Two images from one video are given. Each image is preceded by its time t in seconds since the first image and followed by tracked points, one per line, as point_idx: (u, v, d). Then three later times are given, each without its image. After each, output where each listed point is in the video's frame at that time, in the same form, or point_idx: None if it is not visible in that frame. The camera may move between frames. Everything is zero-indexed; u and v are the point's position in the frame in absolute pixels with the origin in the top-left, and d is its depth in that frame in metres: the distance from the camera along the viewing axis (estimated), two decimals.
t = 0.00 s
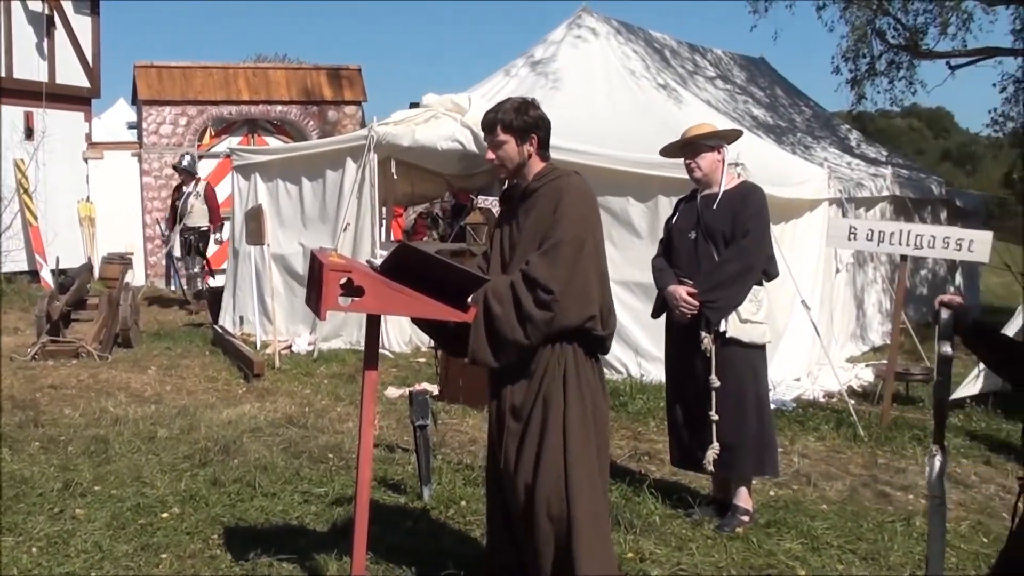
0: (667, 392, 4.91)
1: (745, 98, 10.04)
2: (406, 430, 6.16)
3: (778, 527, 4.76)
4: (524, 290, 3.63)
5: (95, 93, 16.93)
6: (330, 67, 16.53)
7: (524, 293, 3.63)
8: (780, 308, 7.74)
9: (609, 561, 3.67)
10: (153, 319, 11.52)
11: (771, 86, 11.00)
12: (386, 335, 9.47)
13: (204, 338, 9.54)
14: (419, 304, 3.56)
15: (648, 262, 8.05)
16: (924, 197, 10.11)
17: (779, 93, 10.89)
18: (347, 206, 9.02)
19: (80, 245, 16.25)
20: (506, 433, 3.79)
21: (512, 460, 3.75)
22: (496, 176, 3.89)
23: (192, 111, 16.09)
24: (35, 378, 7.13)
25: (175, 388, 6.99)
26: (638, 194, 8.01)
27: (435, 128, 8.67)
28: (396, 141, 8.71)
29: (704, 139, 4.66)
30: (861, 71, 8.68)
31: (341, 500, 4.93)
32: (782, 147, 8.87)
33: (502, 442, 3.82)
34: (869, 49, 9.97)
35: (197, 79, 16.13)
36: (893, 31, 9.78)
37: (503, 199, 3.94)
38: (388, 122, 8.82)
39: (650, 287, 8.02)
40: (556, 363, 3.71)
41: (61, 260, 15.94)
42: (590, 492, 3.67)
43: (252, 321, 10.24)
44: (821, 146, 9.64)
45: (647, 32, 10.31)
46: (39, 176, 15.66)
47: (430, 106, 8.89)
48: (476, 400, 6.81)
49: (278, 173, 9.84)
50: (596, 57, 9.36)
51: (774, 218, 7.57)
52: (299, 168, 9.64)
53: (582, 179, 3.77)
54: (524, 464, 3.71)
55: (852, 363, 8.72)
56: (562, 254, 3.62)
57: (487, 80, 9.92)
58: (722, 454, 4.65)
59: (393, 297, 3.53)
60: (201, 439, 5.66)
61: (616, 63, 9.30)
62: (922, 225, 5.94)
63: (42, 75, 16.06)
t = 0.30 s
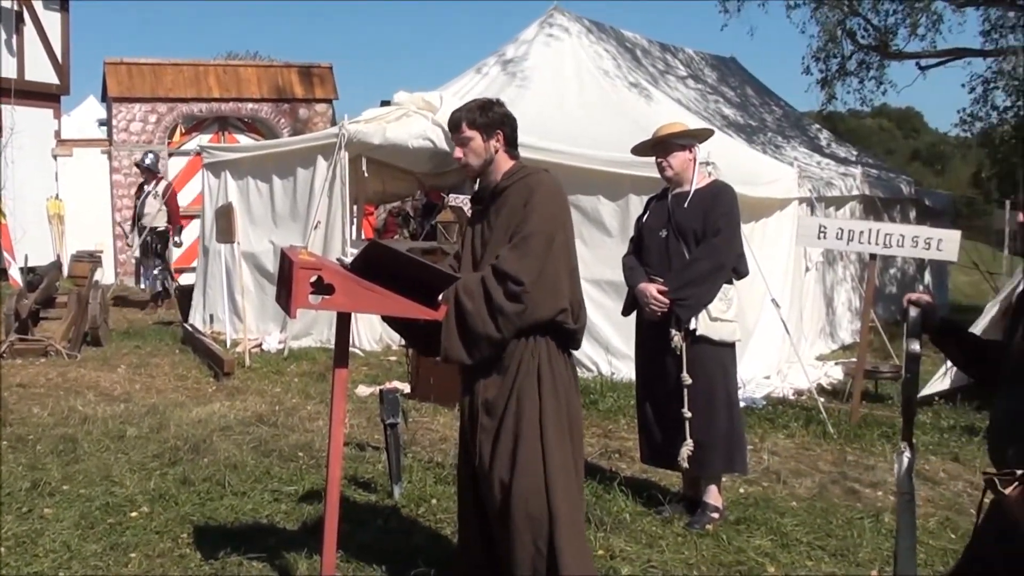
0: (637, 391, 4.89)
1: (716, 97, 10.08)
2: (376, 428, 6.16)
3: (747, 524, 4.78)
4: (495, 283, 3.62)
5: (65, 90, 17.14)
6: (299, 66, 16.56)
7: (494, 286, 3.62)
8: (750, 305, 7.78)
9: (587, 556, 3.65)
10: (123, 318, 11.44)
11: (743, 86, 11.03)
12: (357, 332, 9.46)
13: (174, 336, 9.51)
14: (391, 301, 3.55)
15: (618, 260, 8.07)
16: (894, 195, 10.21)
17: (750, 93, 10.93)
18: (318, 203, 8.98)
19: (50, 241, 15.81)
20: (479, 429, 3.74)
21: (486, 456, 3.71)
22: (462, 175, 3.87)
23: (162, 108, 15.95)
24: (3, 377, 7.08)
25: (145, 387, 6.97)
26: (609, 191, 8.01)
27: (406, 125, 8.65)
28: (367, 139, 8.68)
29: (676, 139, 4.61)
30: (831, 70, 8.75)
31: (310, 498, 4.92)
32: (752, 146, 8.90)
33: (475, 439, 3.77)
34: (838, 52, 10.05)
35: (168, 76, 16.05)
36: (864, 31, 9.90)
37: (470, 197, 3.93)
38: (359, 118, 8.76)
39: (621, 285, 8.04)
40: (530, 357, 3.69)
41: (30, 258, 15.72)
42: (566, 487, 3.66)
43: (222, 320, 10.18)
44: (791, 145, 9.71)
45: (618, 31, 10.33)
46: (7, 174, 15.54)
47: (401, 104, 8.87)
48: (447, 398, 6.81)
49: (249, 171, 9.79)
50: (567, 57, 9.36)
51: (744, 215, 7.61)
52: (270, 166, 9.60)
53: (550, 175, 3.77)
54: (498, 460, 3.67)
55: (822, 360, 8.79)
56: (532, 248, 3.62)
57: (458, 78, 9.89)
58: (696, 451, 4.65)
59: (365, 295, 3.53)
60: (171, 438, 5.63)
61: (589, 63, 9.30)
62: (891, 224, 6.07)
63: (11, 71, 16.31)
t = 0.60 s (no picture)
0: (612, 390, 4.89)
1: (691, 97, 10.10)
2: (352, 428, 6.16)
3: (723, 522, 4.79)
4: (471, 282, 3.61)
5: (37, 89, 16.25)
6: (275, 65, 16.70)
7: (470, 284, 3.62)
8: (725, 304, 7.87)
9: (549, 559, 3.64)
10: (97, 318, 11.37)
11: (717, 86, 11.05)
12: (332, 331, 9.46)
13: (148, 336, 9.49)
14: (367, 301, 3.53)
15: (593, 259, 8.10)
16: (868, 195, 10.24)
17: (724, 93, 10.95)
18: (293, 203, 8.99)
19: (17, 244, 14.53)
20: (446, 429, 3.73)
21: (451, 456, 3.69)
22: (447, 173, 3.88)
23: (136, 108, 16.06)
24: None
25: (119, 387, 6.95)
26: (584, 191, 8.03)
27: (382, 124, 8.64)
28: (342, 138, 8.68)
29: (650, 138, 4.58)
30: (805, 70, 8.79)
31: (286, 498, 4.91)
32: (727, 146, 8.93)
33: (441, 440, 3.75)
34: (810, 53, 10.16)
35: (142, 75, 16.14)
36: (838, 32, 9.98)
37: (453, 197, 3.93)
38: (335, 118, 8.75)
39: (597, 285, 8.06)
40: (500, 358, 3.68)
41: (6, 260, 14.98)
42: (531, 488, 3.65)
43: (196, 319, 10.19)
44: (766, 146, 9.76)
45: (592, 30, 10.34)
46: None
47: (376, 103, 8.84)
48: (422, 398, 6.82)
49: (223, 171, 9.78)
50: (541, 56, 9.34)
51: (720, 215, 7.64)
52: (244, 165, 9.59)
53: (533, 176, 3.78)
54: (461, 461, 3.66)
55: (796, 359, 8.85)
56: (510, 247, 3.62)
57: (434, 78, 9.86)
58: (669, 450, 4.66)
59: (340, 294, 3.51)
60: (146, 438, 5.61)
61: (563, 63, 9.31)
62: (865, 223, 6.12)
63: None
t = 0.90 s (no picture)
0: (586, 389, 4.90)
1: (665, 96, 10.16)
2: (326, 428, 6.16)
3: (697, 521, 4.81)
4: (443, 286, 3.60)
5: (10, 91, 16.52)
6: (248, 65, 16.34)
7: (441, 289, 3.61)
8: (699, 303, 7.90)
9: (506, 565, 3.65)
10: (69, 319, 11.29)
11: (691, 86, 11.11)
12: (306, 332, 9.45)
13: (121, 337, 9.45)
14: (342, 302, 3.49)
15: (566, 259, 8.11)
16: (839, 194, 10.29)
17: (698, 93, 11.02)
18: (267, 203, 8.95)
19: None
20: (413, 431, 3.75)
21: (415, 458, 3.71)
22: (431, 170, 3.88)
23: (109, 108, 15.62)
24: None
25: (92, 388, 6.92)
26: (558, 192, 8.07)
27: (357, 124, 8.63)
28: (316, 138, 8.62)
29: (623, 138, 4.59)
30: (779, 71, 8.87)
31: (260, 499, 4.90)
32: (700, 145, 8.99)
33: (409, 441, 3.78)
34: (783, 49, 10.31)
35: (114, 74, 15.73)
36: (810, 32, 10.10)
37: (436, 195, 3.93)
38: (308, 118, 8.70)
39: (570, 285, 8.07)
40: (467, 363, 3.68)
41: None
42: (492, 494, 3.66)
43: (169, 320, 10.17)
44: (739, 143, 9.88)
45: (566, 31, 10.39)
46: None
47: (350, 103, 8.84)
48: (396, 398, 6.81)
49: (197, 171, 9.76)
50: (516, 55, 9.36)
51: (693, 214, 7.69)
52: (217, 166, 9.57)
53: (515, 179, 3.77)
54: (425, 464, 3.69)
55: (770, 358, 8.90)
56: (483, 252, 3.61)
57: (409, 77, 9.84)
58: (640, 450, 4.67)
59: (315, 295, 3.47)
60: (119, 439, 5.60)
61: (536, 62, 9.33)
62: (838, 223, 6.18)
63: None
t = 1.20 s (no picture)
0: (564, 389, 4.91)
1: (640, 96, 10.23)
2: (304, 430, 6.16)
3: (675, 520, 4.82)
4: (420, 291, 3.58)
5: None
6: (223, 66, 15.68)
7: (418, 293, 3.59)
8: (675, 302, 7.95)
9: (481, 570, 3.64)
10: (45, 322, 11.23)
11: (665, 86, 11.19)
12: (283, 334, 9.45)
13: (97, 340, 9.42)
14: (318, 305, 3.50)
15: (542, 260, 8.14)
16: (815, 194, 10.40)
17: (673, 93, 11.09)
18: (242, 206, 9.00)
19: None
20: (390, 434, 3.75)
21: (391, 461, 3.71)
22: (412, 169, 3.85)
23: (83, 110, 14.91)
24: None
25: (67, 392, 6.91)
26: (534, 193, 8.09)
27: (332, 125, 8.65)
28: (291, 140, 8.65)
29: (598, 139, 4.60)
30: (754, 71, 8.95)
31: (237, 502, 4.89)
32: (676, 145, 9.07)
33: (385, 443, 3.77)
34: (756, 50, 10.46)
35: (88, 77, 15.03)
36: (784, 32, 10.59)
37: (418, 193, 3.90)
38: (283, 120, 8.73)
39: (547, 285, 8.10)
40: (443, 367, 3.67)
41: None
42: (468, 499, 3.65)
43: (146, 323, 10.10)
44: (715, 142, 10.00)
45: (541, 31, 10.42)
46: None
47: (325, 104, 8.84)
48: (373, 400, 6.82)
49: (171, 173, 9.73)
50: (491, 56, 9.39)
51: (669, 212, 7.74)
52: (192, 167, 9.56)
53: (496, 184, 3.73)
54: (401, 467, 3.68)
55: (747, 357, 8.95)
56: (460, 258, 3.59)
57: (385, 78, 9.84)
58: (617, 449, 4.68)
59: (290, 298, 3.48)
60: (96, 443, 5.58)
61: (511, 62, 9.35)
62: (813, 221, 6.22)
63: None
